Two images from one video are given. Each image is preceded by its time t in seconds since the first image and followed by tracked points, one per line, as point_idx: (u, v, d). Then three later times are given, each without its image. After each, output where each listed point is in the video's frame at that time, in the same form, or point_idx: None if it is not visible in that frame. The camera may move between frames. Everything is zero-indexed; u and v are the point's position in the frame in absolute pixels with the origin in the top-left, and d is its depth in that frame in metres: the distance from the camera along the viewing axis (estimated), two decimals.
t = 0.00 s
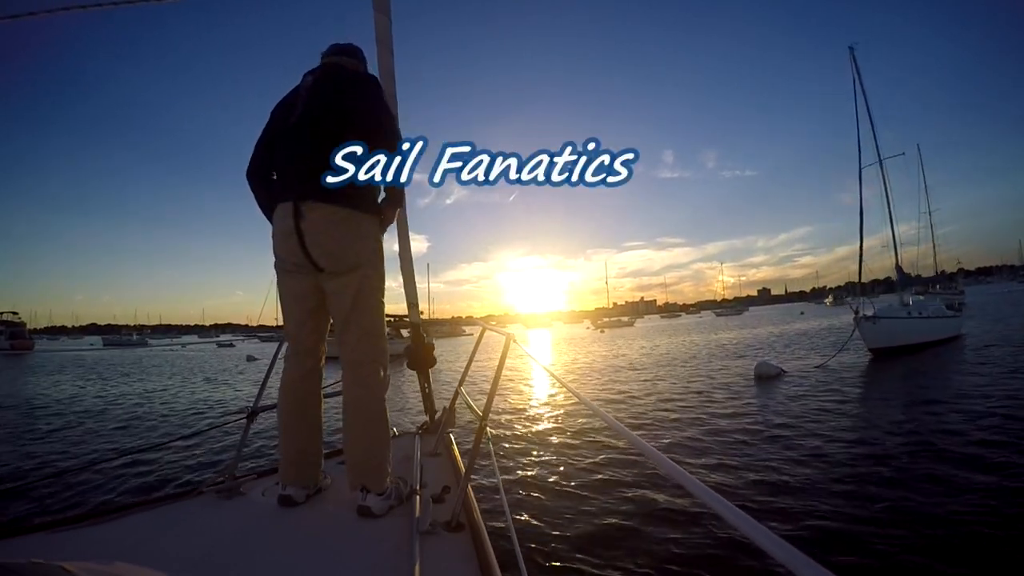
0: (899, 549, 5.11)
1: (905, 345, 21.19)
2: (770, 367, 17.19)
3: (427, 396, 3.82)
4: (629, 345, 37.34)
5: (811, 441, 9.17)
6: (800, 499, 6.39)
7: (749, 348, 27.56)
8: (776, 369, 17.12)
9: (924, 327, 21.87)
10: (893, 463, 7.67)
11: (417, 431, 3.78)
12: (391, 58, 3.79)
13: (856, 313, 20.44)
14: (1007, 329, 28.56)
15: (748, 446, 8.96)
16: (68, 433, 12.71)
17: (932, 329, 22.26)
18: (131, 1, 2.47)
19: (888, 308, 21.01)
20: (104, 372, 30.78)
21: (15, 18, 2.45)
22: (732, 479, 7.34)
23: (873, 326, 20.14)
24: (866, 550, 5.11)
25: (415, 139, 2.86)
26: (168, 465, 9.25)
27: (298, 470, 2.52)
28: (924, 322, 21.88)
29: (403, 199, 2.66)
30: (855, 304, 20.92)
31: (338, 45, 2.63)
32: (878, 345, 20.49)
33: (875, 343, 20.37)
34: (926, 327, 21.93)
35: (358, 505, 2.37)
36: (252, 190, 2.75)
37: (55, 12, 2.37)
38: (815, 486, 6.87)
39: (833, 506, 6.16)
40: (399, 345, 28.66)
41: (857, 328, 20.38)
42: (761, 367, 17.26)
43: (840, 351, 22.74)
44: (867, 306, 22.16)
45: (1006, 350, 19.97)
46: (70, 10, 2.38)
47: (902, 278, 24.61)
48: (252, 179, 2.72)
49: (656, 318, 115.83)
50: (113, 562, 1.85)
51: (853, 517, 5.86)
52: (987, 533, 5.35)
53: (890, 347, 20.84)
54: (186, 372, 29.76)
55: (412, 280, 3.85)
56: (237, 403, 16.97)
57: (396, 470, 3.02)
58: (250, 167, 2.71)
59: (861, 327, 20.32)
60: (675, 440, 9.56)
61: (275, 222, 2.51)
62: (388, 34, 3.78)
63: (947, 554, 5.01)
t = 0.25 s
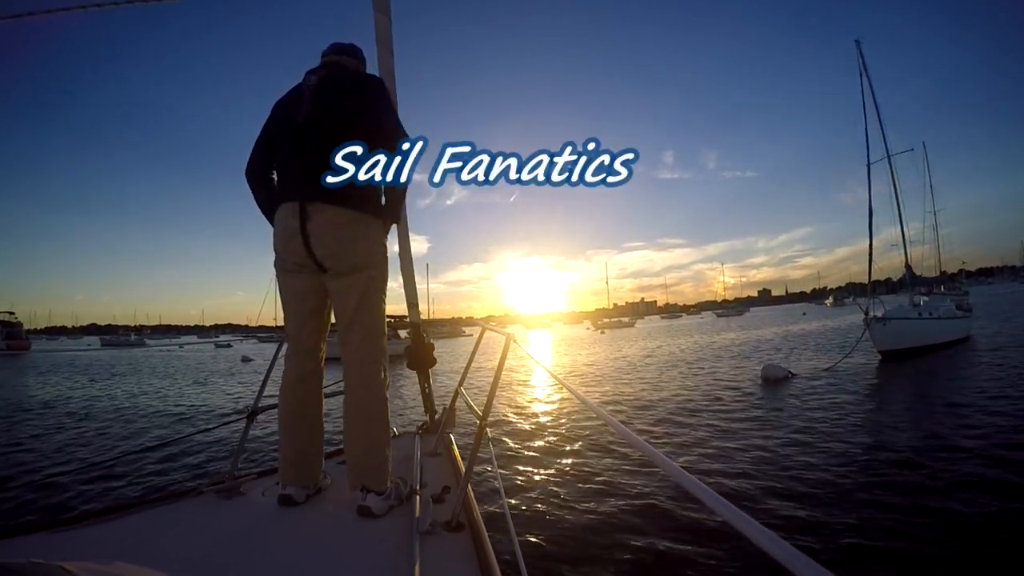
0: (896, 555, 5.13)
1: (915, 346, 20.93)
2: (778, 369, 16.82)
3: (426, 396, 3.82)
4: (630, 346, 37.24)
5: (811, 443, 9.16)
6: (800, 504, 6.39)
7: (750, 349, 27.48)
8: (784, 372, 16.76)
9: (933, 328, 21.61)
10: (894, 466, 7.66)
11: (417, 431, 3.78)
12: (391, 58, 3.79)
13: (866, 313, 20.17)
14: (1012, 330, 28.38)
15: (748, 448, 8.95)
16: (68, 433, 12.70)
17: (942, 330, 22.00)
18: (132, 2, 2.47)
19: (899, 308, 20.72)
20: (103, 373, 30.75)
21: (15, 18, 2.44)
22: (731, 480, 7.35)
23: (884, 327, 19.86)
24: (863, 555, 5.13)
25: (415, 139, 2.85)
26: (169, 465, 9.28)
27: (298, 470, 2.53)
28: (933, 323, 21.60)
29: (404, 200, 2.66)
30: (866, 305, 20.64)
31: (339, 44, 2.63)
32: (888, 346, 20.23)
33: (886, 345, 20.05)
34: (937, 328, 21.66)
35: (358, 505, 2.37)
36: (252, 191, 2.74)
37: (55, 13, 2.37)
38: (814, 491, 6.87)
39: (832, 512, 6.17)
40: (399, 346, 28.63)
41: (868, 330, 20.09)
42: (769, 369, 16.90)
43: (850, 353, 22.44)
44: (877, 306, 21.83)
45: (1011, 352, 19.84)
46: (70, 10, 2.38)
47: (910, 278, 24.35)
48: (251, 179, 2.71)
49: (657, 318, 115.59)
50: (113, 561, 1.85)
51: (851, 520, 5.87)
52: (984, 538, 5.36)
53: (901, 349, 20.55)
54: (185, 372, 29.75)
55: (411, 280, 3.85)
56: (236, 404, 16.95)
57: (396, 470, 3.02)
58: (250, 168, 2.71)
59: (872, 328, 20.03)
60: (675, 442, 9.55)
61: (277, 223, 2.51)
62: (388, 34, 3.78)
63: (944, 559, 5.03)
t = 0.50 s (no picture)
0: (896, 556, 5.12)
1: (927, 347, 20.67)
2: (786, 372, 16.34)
3: (426, 396, 3.82)
4: (631, 347, 37.21)
5: (812, 444, 9.17)
6: (799, 506, 6.40)
7: (752, 350, 27.38)
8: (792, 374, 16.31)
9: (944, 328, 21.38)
10: (894, 468, 7.66)
11: (417, 431, 3.78)
12: (391, 58, 3.79)
13: (876, 314, 19.91)
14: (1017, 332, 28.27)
15: (748, 450, 8.96)
16: (67, 433, 12.70)
17: (954, 330, 21.72)
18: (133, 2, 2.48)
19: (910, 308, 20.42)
20: (103, 373, 30.78)
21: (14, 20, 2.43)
22: (731, 482, 7.35)
23: (895, 328, 19.64)
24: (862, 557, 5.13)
25: (416, 139, 2.84)
26: (170, 464, 9.30)
27: (298, 470, 2.52)
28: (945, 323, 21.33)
29: (404, 200, 2.65)
30: (877, 305, 20.35)
31: (340, 44, 2.64)
32: (900, 348, 19.99)
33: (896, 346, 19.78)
34: (948, 328, 21.41)
35: (358, 505, 2.37)
36: (252, 191, 2.74)
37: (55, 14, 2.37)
38: (815, 492, 6.88)
39: (831, 514, 6.18)
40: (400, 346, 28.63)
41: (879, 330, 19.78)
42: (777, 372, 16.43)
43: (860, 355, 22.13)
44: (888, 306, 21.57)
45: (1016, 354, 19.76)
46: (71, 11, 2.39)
47: (918, 279, 24.17)
48: (252, 180, 2.72)
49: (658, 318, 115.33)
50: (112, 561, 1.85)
51: (851, 522, 5.88)
52: (985, 542, 5.34)
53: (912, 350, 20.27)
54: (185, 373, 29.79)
55: (411, 281, 3.85)
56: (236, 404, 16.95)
57: (396, 470, 3.02)
58: (251, 168, 2.71)
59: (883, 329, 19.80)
60: (675, 444, 9.56)
61: (278, 223, 2.51)
62: (388, 34, 3.79)
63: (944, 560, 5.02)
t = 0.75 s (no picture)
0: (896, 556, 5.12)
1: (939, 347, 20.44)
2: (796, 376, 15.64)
3: (426, 396, 3.82)
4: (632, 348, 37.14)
5: (812, 445, 9.16)
6: (800, 507, 6.38)
7: (754, 351, 27.30)
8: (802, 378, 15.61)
9: (956, 329, 21.02)
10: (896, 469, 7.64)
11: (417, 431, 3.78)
12: (391, 58, 3.79)
13: (888, 314, 19.63)
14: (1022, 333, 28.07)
15: (747, 450, 8.96)
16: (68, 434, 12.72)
17: (966, 330, 21.48)
18: (134, 2, 2.48)
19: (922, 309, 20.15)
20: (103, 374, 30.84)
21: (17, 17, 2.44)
22: (731, 483, 7.34)
23: (908, 329, 19.37)
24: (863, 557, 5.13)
25: (416, 139, 2.83)
26: (170, 464, 9.32)
27: (297, 471, 2.52)
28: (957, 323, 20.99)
29: (404, 200, 2.65)
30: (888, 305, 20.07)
31: (342, 45, 2.64)
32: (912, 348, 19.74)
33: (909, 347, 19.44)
34: (960, 328, 21.19)
35: (358, 505, 2.37)
36: (252, 190, 2.74)
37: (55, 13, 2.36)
38: (815, 492, 6.87)
39: (832, 513, 6.17)
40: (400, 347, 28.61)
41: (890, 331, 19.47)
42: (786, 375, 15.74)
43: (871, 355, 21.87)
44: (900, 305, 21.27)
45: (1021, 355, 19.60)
46: (72, 10, 2.38)
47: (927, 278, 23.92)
48: (251, 179, 2.71)
49: (659, 319, 115.20)
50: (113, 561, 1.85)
51: (851, 523, 5.87)
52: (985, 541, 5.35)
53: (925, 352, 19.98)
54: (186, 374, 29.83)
55: (411, 282, 3.85)
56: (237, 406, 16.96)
57: (395, 470, 3.02)
58: (251, 168, 2.71)
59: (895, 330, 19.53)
60: (675, 445, 9.56)
61: (277, 222, 2.51)
62: (388, 34, 3.78)
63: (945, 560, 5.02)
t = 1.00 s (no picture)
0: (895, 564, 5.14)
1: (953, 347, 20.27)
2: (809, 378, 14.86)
3: (427, 396, 3.82)
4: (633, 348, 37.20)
5: (813, 446, 9.17)
6: (798, 511, 6.41)
7: (755, 351, 27.27)
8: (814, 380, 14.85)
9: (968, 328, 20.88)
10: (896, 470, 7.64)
11: (417, 431, 3.78)
12: (391, 58, 3.79)
13: (901, 313, 19.49)
14: None
15: (747, 451, 8.99)
16: (68, 434, 12.77)
17: (979, 329, 21.30)
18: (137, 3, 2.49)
19: (935, 307, 20.03)
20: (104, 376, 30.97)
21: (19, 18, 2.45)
22: (731, 486, 7.35)
23: (921, 328, 19.20)
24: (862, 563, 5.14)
25: (416, 139, 2.83)
26: (170, 465, 9.33)
27: (297, 471, 2.52)
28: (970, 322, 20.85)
29: (404, 200, 2.65)
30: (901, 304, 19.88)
31: (342, 45, 2.64)
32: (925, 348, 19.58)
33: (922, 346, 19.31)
34: (973, 326, 20.99)
35: (358, 505, 2.36)
36: (251, 190, 2.74)
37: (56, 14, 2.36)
38: (812, 496, 6.89)
39: (830, 519, 6.19)
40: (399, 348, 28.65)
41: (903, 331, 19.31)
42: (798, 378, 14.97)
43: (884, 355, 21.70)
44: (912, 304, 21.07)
45: None
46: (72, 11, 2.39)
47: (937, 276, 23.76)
48: (251, 178, 2.71)
49: (659, 318, 115.15)
50: (112, 562, 1.85)
51: (851, 528, 5.88)
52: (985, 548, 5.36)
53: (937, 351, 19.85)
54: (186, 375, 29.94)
55: (412, 282, 3.85)
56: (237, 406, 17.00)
57: (395, 470, 3.02)
58: (251, 167, 2.71)
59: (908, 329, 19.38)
60: (674, 445, 9.58)
61: (276, 221, 2.51)
62: (388, 33, 3.79)
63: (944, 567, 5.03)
